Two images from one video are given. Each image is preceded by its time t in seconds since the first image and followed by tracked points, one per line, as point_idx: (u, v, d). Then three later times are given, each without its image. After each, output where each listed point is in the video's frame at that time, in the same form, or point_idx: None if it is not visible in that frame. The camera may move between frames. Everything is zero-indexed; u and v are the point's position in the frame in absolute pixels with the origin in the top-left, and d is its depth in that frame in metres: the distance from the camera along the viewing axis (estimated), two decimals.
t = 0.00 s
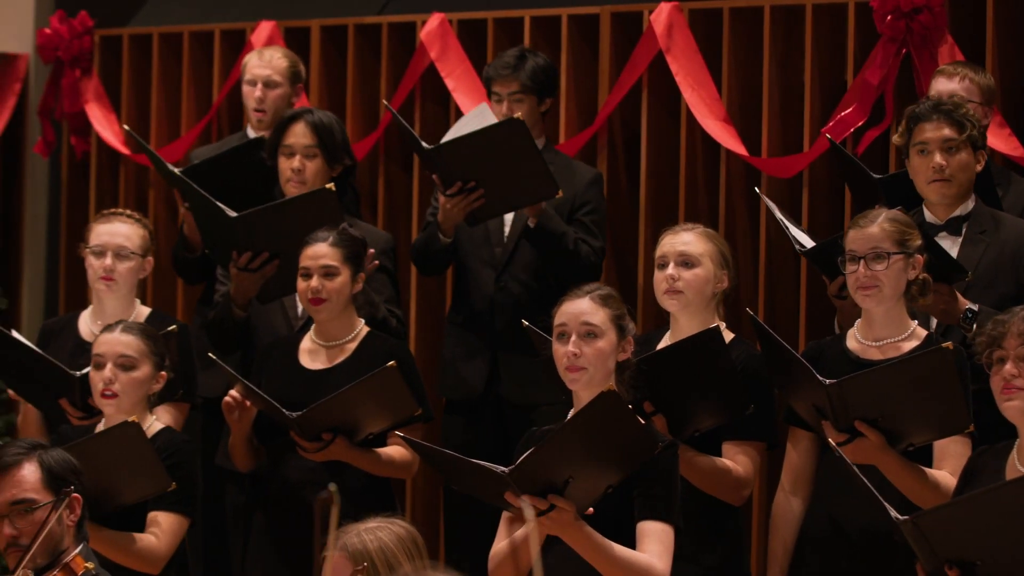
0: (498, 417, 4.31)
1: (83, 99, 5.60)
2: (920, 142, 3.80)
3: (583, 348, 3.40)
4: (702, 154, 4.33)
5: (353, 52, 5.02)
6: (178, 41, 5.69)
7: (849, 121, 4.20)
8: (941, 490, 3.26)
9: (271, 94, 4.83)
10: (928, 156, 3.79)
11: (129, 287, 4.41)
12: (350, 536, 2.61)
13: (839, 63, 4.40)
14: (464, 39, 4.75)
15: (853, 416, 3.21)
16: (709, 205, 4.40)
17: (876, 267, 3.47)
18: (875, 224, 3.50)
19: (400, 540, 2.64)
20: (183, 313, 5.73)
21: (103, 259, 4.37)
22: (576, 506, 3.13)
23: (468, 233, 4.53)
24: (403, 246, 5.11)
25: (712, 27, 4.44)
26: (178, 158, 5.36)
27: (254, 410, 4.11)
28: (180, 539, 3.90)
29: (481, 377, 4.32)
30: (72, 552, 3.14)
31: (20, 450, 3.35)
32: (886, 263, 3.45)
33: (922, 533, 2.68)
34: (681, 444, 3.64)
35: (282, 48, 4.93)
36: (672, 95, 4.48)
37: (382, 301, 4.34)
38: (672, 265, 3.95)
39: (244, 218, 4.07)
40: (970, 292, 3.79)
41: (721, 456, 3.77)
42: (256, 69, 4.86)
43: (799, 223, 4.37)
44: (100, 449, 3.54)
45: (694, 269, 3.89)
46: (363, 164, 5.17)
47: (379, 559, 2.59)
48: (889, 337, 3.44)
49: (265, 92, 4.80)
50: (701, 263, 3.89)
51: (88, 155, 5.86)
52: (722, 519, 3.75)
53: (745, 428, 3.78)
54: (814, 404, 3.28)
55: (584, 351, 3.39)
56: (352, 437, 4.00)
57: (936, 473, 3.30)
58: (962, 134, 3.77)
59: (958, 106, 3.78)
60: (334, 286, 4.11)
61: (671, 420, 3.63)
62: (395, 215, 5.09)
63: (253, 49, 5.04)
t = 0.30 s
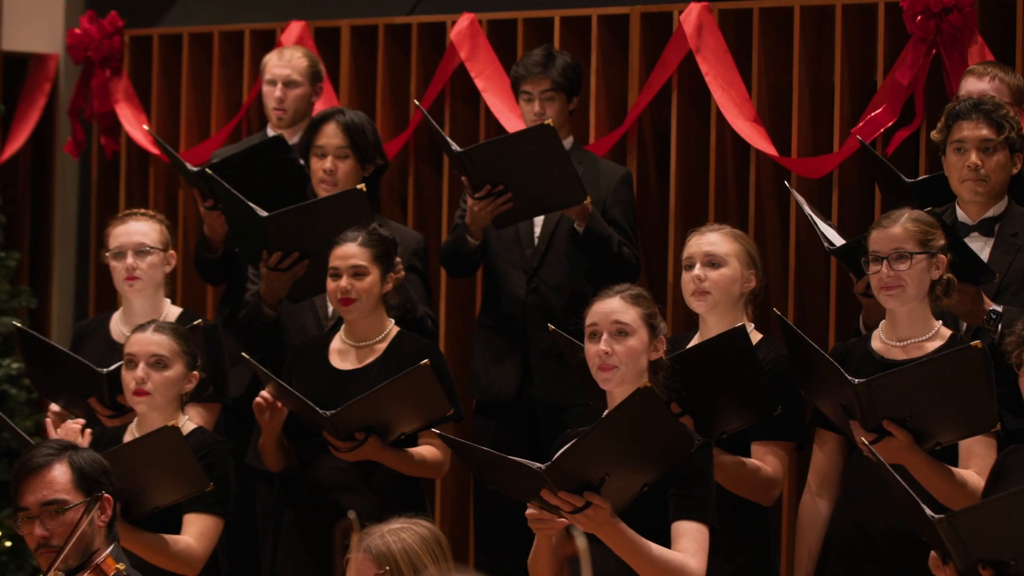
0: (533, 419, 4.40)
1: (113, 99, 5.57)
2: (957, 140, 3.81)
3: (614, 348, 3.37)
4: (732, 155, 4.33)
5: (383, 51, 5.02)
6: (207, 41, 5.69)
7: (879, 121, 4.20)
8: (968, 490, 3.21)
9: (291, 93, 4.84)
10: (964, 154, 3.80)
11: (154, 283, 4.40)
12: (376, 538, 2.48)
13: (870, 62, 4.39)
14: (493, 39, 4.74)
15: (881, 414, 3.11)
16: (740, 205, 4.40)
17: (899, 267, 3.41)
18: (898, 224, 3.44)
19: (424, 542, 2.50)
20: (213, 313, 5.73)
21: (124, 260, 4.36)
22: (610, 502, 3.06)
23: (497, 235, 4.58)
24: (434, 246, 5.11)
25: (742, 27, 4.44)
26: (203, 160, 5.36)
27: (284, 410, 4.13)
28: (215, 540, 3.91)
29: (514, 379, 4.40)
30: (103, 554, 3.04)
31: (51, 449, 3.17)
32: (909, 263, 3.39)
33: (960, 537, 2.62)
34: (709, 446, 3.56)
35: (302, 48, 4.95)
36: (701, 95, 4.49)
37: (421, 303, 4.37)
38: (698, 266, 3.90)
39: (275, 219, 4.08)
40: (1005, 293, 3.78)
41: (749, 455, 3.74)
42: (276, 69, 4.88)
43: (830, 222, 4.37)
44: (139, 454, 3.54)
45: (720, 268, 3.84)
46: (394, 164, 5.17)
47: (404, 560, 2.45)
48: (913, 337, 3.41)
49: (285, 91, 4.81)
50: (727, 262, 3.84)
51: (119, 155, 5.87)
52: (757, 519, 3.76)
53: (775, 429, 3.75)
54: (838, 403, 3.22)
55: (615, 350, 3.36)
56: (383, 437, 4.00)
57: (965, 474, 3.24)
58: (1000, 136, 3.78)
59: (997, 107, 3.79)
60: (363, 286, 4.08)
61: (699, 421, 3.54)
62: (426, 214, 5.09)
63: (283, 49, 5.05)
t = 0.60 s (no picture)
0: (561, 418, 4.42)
1: (140, 99, 5.55)
2: (965, 146, 3.74)
3: (646, 347, 3.29)
4: (759, 154, 4.33)
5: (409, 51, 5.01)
6: (234, 41, 5.67)
7: (906, 121, 4.18)
8: (987, 487, 3.19)
9: (304, 89, 4.80)
10: (973, 160, 3.73)
11: (166, 280, 4.35)
12: (404, 538, 2.49)
13: (897, 63, 4.38)
14: (519, 38, 4.74)
15: (900, 414, 3.09)
16: (767, 204, 4.40)
17: (912, 267, 3.36)
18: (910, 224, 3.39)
19: (451, 542, 2.52)
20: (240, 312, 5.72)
21: (133, 262, 4.31)
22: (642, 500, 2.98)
23: (523, 236, 4.60)
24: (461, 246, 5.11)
25: (768, 26, 4.43)
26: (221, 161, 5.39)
27: (310, 410, 4.12)
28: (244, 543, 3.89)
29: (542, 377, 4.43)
30: (129, 554, 2.97)
31: (80, 448, 3.14)
32: (922, 262, 3.33)
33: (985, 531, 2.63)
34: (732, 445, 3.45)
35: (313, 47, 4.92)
36: (728, 95, 4.48)
37: (454, 303, 4.40)
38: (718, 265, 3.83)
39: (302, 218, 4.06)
40: None
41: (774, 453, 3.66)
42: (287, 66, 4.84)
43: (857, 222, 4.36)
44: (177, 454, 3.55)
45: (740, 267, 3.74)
46: (420, 163, 5.17)
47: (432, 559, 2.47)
48: (928, 337, 3.34)
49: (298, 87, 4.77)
50: (749, 261, 3.74)
51: (144, 154, 5.87)
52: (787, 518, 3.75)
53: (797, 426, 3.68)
54: (858, 403, 3.16)
55: (647, 350, 3.28)
56: (410, 437, 3.97)
57: (983, 471, 3.22)
58: (1006, 139, 3.69)
59: (1003, 110, 3.71)
60: (389, 288, 4.06)
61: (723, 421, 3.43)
62: (453, 214, 5.09)
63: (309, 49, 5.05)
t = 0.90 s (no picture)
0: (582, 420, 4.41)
1: (161, 99, 5.54)
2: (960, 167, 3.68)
3: (680, 349, 3.29)
4: (780, 155, 4.33)
5: (430, 51, 5.01)
6: (256, 41, 5.66)
7: (927, 121, 4.18)
8: (1001, 487, 3.19)
9: (308, 92, 4.82)
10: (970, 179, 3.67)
11: (162, 282, 4.32)
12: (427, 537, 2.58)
13: (919, 63, 4.37)
14: (541, 39, 4.74)
15: (914, 415, 3.09)
16: (788, 205, 4.40)
17: (918, 268, 3.38)
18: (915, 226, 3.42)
19: (474, 540, 2.60)
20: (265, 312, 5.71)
21: (127, 264, 4.27)
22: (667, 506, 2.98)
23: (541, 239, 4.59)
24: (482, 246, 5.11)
25: (790, 27, 4.43)
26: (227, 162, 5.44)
27: (329, 412, 4.08)
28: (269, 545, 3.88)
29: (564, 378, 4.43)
30: (151, 555, 2.95)
31: (99, 449, 3.11)
32: (928, 263, 3.36)
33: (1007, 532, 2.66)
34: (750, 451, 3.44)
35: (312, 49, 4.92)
36: (749, 96, 4.48)
37: (474, 303, 4.40)
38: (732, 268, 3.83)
39: (323, 216, 4.03)
40: None
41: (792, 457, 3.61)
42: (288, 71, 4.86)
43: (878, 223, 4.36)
44: (198, 448, 3.54)
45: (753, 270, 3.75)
46: (441, 164, 5.17)
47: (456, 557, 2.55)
48: (938, 338, 3.36)
49: (301, 93, 4.81)
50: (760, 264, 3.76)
51: (165, 154, 5.86)
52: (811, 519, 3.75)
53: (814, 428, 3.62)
54: (872, 405, 3.16)
55: (681, 352, 3.28)
56: (430, 437, 3.95)
57: (996, 470, 3.22)
58: (997, 154, 3.61)
59: (988, 125, 3.63)
60: (404, 289, 4.01)
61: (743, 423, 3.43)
62: (474, 214, 5.09)
63: (329, 50, 5.05)
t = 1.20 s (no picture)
0: (599, 420, 4.33)
1: (182, 99, 5.54)
2: (989, 153, 3.69)
3: (694, 341, 3.26)
4: (801, 155, 4.33)
5: (451, 51, 5.00)
6: (277, 41, 5.64)
7: (948, 121, 4.17)
8: (1017, 488, 3.18)
9: (311, 93, 4.74)
10: (997, 166, 3.66)
11: (148, 286, 4.22)
12: (449, 536, 2.67)
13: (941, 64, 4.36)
14: (562, 38, 4.73)
15: (929, 419, 3.09)
16: (809, 205, 4.40)
17: (929, 269, 3.35)
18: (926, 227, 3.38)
19: (497, 540, 2.69)
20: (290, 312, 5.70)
21: (112, 270, 4.19)
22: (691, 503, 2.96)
23: (559, 236, 4.47)
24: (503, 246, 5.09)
25: (812, 27, 4.43)
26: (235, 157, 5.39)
27: (347, 411, 4.02)
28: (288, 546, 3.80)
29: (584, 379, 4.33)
30: (170, 552, 2.93)
31: (121, 447, 3.12)
32: (939, 265, 3.33)
33: None
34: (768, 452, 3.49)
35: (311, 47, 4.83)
36: (770, 96, 4.48)
37: (494, 304, 4.35)
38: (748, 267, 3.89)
39: (343, 217, 4.00)
40: None
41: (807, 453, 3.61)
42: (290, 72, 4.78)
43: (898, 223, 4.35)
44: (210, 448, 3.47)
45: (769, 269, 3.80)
46: (462, 165, 5.16)
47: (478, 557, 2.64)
48: (949, 338, 3.34)
49: (305, 93, 4.73)
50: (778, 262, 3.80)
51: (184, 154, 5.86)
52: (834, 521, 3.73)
53: (828, 425, 3.63)
54: (886, 408, 3.17)
55: (694, 344, 3.25)
56: (448, 438, 3.88)
57: (1011, 470, 3.22)
58: None
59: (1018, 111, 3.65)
60: (418, 287, 3.97)
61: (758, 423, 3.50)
62: (495, 214, 5.08)
63: (350, 50, 5.05)
